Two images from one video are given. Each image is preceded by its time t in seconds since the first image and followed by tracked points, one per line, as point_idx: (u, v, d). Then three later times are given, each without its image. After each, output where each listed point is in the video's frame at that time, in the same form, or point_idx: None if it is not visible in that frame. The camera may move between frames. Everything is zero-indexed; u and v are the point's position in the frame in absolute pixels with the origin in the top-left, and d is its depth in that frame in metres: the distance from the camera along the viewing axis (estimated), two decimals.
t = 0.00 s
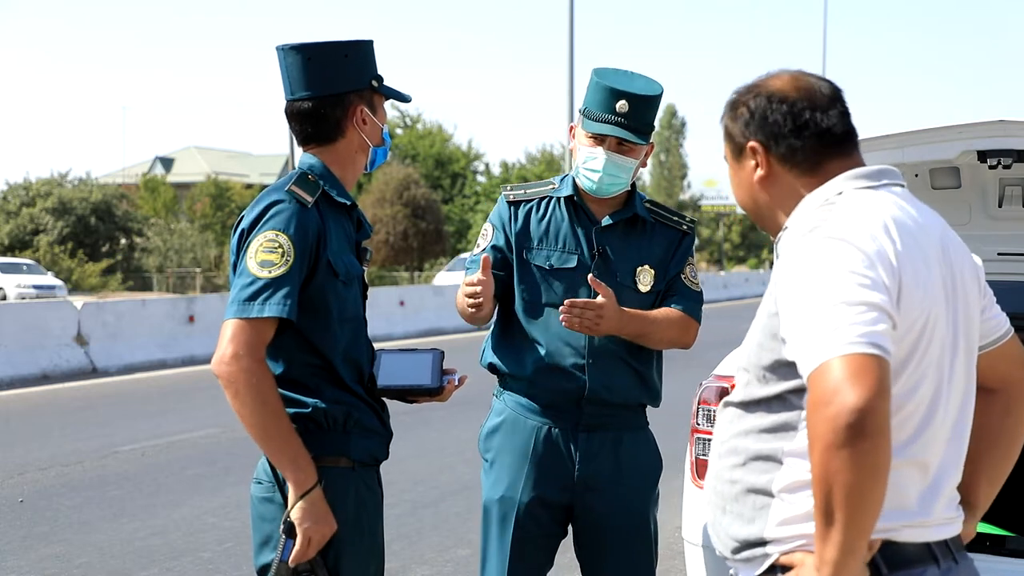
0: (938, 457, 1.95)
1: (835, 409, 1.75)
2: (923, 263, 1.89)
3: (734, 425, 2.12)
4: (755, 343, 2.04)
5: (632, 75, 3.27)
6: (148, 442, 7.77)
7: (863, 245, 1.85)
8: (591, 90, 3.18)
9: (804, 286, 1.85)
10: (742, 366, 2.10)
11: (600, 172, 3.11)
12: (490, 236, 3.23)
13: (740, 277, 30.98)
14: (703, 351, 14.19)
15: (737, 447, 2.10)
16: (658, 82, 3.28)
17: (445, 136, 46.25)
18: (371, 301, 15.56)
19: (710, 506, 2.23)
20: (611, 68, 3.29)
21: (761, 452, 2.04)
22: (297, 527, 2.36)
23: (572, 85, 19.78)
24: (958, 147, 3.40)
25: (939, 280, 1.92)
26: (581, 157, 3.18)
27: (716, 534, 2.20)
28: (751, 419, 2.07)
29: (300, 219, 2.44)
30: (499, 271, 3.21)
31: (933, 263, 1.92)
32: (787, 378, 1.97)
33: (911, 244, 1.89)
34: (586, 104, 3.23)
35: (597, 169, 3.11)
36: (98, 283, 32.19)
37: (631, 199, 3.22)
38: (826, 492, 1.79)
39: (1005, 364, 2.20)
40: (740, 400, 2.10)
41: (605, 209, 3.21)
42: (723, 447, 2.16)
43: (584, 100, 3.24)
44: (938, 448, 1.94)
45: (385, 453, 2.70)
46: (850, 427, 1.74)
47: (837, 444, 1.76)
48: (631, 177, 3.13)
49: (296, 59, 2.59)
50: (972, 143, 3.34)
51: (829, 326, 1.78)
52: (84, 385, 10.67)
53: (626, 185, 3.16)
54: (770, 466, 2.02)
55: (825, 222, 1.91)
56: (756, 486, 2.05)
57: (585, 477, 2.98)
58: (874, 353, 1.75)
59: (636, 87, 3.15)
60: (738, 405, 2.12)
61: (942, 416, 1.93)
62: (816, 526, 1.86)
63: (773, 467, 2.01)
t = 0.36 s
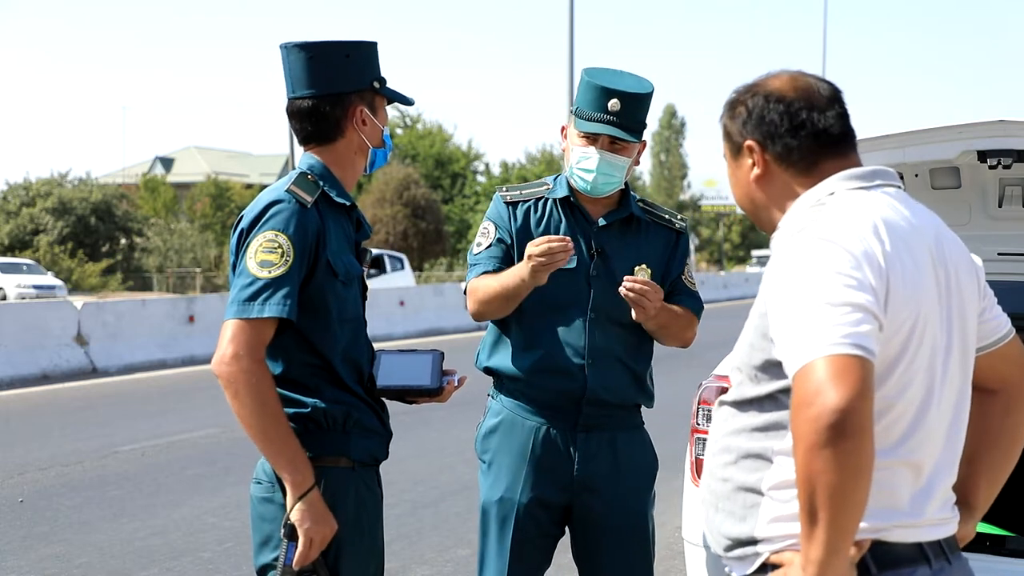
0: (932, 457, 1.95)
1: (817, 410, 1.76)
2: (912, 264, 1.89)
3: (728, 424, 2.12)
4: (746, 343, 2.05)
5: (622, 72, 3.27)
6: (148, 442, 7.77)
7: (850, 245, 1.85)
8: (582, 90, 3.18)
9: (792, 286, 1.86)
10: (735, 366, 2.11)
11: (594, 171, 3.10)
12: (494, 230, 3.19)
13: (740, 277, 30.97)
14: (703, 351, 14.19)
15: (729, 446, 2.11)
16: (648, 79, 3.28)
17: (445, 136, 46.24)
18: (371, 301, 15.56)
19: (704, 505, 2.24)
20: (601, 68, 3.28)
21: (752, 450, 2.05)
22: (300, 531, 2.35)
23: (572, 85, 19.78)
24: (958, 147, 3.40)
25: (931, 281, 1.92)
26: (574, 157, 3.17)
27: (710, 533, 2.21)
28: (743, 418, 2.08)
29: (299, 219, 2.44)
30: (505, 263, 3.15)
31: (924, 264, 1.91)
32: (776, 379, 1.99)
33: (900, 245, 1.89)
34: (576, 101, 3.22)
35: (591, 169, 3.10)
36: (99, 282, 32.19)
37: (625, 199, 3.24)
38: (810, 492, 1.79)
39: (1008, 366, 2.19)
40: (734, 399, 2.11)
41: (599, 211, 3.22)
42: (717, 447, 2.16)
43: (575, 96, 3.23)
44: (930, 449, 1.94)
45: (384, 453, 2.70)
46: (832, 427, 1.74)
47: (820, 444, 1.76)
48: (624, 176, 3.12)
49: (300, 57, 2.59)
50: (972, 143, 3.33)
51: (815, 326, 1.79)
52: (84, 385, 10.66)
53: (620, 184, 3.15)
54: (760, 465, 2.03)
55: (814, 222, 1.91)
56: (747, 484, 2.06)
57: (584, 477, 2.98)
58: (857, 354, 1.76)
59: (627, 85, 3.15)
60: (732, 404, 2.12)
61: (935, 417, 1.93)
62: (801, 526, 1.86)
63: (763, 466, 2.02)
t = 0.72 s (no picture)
0: (931, 458, 1.96)
1: (812, 409, 1.76)
2: (909, 264, 1.89)
3: (727, 421, 2.12)
4: (744, 341, 2.05)
5: (624, 71, 3.26)
6: (148, 442, 7.77)
7: (848, 245, 1.85)
8: (586, 89, 3.17)
9: (789, 285, 1.86)
10: (733, 364, 2.11)
11: (599, 171, 3.10)
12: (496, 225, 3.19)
13: (740, 277, 30.97)
14: (704, 351, 14.20)
15: (727, 443, 2.11)
16: (649, 78, 3.27)
17: (445, 136, 46.25)
18: (371, 301, 15.56)
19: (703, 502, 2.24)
20: (605, 67, 3.27)
21: (749, 447, 2.05)
22: (297, 532, 2.35)
23: (571, 85, 19.78)
24: (958, 147, 3.40)
25: (929, 281, 1.92)
26: (579, 156, 3.16)
27: (709, 531, 2.21)
28: (742, 415, 2.08)
29: (299, 219, 2.44)
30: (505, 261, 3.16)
31: (922, 265, 1.91)
32: (773, 376, 1.99)
33: (899, 245, 1.89)
34: (581, 100, 3.21)
35: (597, 168, 3.10)
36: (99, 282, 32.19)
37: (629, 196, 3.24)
38: (805, 490, 1.80)
39: (1009, 366, 2.19)
40: (733, 396, 2.11)
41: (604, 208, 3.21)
42: (715, 446, 2.16)
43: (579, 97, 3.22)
44: (928, 449, 1.94)
45: (384, 453, 2.71)
46: (826, 425, 1.75)
47: (814, 442, 1.77)
48: (629, 175, 3.12)
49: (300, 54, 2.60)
50: (972, 143, 3.34)
51: (812, 325, 1.79)
52: (84, 385, 10.66)
53: (625, 183, 3.15)
54: (757, 462, 2.04)
55: (811, 222, 1.91)
56: (744, 481, 2.06)
57: (586, 476, 2.98)
58: (853, 353, 1.76)
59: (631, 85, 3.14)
60: (730, 401, 2.13)
61: (934, 417, 1.93)
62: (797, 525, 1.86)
63: (761, 463, 2.03)
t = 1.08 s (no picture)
0: (933, 456, 1.95)
1: (813, 407, 1.76)
2: (911, 264, 1.89)
3: (729, 419, 2.12)
4: (746, 340, 2.05)
5: (641, 73, 3.24)
6: (148, 442, 7.77)
7: (849, 245, 1.85)
8: (603, 90, 3.15)
9: (791, 284, 1.86)
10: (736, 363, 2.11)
11: (615, 171, 3.10)
12: (506, 230, 3.23)
13: (739, 277, 30.98)
14: (704, 351, 14.20)
15: (730, 442, 2.11)
16: (666, 79, 3.27)
17: (444, 136, 46.25)
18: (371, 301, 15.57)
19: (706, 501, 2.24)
20: (621, 67, 3.25)
21: (751, 446, 2.05)
22: (254, 542, 2.28)
23: (571, 85, 19.79)
24: (958, 147, 3.41)
25: (931, 280, 1.92)
26: (595, 156, 3.15)
27: (711, 530, 2.21)
28: (744, 414, 2.08)
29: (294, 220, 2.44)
30: (513, 267, 3.20)
31: (924, 263, 1.91)
32: (773, 375, 1.99)
33: (901, 244, 1.90)
34: (597, 100, 3.19)
35: (613, 168, 3.10)
36: (99, 283, 32.18)
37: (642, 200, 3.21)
38: (806, 489, 1.80)
39: (1011, 366, 2.19)
40: (734, 395, 2.11)
41: (614, 207, 3.21)
42: (717, 444, 2.16)
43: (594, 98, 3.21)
44: (931, 448, 1.94)
45: (385, 452, 2.70)
46: (827, 424, 1.75)
47: (815, 441, 1.77)
48: (645, 176, 3.12)
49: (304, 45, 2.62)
50: (972, 143, 3.33)
51: (814, 324, 1.79)
52: (84, 385, 10.66)
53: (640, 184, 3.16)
54: (758, 460, 2.04)
55: (812, 222, 1.91)
56: (745, 480, 2.06)
57: (589, 476, 2.98)
58: (855, 352, 1.76)
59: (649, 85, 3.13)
60: (733, 400, 2.12)
61: (935, 417, 1.93)
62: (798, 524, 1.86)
63: (761, 461, 2.03)
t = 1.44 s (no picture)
0: (935, 457, 1.95)
1: (816, 407, 1.76)
2: (913, 264, 1.89)
3: (732, 420, 2.12)
4: (749, 341, 2.05)
5: (659, 74, 3.23)
6: (148, 442, 7.77)
7: (851, 245, 1.85)
8: (619, 90, 3.15)
9: (793, 284, 1.86)
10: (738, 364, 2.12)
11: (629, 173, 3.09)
12: (514, 228, 3.23)
13: (739, 277, 30.98)
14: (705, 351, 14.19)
15: (732, 442, 2.11)
16: (683, 83, 3.26)
17: (444, 136, 46.27)
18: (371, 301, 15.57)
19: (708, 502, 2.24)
20: (638, 68, 3.24)
21: (753, 446, 2.05)
22: (218, 540, 2.23)
23: (571, 85, 19.79)
24: (958, 147, 3.40)
25: (933, 281, 1.92)
26: (610, 157, 3.16)
27: (713, 530, 2.21)
28: (746, 415, 2.08)
29: (280, 219, 2.44)
30: (519, 266, 3.20)
31: (926, 264, 1.91)
32: (774, 376, 2.00)
33: (903, 245, 1.89)
34: (613, 101, 3.19)
35: (627, 170, 3.09)
36: (99, 283, 32.16)
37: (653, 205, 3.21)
38: (808, 489, 1.80)
39: (1013, 367, 2.19)
40: (737, 395, 2.11)
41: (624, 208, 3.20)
42: (720, 445, 2.16)
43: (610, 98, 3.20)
44: (933, 448, 1.94)
45: (389, 451, 2.69)
46: (829, 424, 1.75)
47: (817, 440, 1.77)
48: (659, 179, 3.12)
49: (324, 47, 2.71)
50: (972, 143, 3.33)
51: (814, 324, 1.79)
52: (84, 385, 10.66)
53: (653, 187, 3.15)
54: (761, 461, 2.04)
55: (813, 223, 1.91)
56: (748, 480, 2.06)
57: (592, 476, 2.98)
58: (856, 352, 1.75)
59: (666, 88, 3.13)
60: (735, 401, 2.12)
61: (938, 418, 1.93)
62: (800, 524, 1.86)
63: (763, 462, 2.03)
